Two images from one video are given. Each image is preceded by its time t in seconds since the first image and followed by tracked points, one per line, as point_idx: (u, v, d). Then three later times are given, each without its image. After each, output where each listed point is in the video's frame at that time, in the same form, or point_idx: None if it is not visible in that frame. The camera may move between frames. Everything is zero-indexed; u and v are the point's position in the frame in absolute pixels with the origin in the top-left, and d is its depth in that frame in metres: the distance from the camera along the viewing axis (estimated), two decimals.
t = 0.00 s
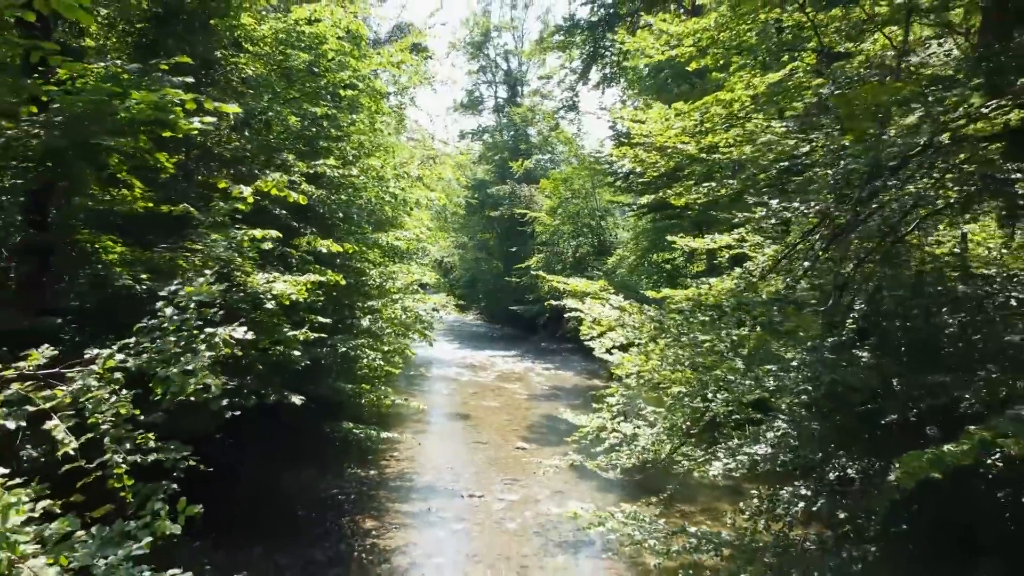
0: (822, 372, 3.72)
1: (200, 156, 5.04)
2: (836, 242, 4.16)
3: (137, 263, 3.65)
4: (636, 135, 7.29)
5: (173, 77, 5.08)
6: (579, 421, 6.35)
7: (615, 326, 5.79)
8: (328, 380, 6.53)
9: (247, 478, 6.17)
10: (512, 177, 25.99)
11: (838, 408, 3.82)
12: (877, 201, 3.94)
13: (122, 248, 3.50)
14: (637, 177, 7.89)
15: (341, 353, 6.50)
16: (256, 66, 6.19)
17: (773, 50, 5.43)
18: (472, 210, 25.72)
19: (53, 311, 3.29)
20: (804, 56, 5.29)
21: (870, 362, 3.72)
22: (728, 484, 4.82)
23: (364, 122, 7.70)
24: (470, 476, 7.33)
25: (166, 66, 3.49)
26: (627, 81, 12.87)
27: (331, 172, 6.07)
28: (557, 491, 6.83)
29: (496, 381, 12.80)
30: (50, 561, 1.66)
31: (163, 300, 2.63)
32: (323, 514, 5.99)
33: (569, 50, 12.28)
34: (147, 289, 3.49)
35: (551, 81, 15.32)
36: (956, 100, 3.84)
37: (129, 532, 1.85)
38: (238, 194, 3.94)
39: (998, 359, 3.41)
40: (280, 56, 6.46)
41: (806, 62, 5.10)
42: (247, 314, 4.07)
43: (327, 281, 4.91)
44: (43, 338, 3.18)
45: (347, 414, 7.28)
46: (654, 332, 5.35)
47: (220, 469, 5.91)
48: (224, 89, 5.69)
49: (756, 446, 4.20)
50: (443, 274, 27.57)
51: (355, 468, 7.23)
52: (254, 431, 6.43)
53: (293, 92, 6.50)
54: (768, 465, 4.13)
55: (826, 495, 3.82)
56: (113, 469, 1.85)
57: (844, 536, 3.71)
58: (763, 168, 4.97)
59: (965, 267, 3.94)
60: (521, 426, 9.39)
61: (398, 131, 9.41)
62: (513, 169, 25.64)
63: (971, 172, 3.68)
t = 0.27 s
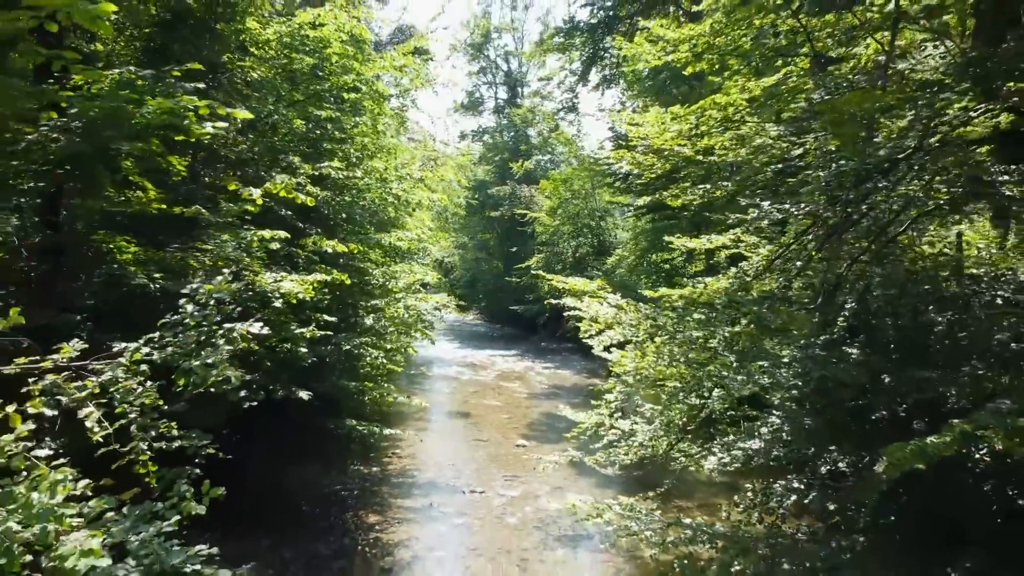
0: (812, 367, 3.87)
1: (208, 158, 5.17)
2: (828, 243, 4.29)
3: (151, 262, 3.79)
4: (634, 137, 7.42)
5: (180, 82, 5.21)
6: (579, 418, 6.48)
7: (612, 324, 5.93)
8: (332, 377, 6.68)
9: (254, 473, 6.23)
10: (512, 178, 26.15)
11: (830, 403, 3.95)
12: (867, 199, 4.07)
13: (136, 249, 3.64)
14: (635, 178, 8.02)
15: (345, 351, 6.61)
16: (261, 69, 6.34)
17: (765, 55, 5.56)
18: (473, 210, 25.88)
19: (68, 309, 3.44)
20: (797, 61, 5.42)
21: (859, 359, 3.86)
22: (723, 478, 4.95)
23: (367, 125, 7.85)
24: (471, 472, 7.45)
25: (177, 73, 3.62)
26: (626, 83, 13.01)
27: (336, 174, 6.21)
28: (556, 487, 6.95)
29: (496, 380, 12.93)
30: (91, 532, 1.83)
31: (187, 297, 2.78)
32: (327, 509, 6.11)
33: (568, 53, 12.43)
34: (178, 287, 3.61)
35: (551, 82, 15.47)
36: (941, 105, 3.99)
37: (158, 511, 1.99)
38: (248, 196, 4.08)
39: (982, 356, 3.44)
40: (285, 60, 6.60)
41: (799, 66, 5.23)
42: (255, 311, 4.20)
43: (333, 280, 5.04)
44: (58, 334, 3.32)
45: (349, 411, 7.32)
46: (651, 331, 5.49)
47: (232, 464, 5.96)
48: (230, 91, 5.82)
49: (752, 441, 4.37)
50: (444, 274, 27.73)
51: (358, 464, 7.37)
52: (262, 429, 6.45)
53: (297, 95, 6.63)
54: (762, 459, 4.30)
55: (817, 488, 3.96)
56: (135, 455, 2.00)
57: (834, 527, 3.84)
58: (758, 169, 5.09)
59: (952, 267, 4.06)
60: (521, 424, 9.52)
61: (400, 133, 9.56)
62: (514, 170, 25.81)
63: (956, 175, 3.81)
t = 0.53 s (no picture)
0: (804, 363, 4.00)
1: (213, 161, 5.29)
2: (820, 243, 4.43)
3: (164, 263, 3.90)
4: (631, 139, 7.55)
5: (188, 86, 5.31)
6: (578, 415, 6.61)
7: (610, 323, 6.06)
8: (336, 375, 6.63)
9: (259, 469, 6.36)
10: (512, 179, 26.30)
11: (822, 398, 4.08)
12: (863, 199, 4.29)
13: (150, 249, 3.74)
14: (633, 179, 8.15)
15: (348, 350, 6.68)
16: (266, 73, 6.46)
17: (759, 60, 5.70)
18: (473, 211, 26.02)
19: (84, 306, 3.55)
20: (790, 66, 5.54)
21: (849, 356, 3.98)
22: (718, 473, 5.07)
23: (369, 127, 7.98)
24: (472, 469, 7.58)
25: (188, 79, 3.75)
26: (625, 84, 13.13)
27: (340, 176, 6.34)
28: (556, 483, 7.08)
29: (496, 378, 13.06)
30: (128, 510, 1.86)
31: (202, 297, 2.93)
32: (331, 504, 6.25)
33: (567, 55, 12.56)
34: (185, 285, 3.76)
35: (551, 84, 15.61)
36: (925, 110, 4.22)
37: (184, 494, 2.06)
38: (256, 198, 4.20)
39: (969, 354, 3.64)
40: (289, 64, 6.73)
41: (792, 71, 5.37)
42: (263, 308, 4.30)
43: (338, 279, 5.16)
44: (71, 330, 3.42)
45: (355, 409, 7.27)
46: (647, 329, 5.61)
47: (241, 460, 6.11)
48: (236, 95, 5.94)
49: (745, 437, 4.52)
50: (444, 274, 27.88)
51: (362, 461, 7.50)
52: (274, 427, 6.70)
53: (301, 98, 6.76)
54: (755, 453, 4.47)
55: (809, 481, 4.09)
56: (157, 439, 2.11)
57: (825, 519, 3.95)
58: (752, 170, 5.21)
59: (940, 267, 4.18)
60: (521, 421, 9.66)
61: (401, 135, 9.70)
62: (514, 171, 25.95)
63: (943, 176, 3.93)
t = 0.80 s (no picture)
0: (795, 360, 4.13)
1: (220, 163, 5.42)
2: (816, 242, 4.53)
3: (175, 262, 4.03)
4: (629, 141, 7.70)
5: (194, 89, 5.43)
6: (577, 411, 6.74)
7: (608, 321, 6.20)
8: (339, 372, 6.75)
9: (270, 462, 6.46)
10: (512, 179, 26.47)
11: (812, 394, 4.20)
12: (856, 201, 4.39)
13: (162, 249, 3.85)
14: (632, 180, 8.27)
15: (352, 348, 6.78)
16: (271, 76, 6.61)
17: (754, 65, 5.83)
18: (473, 211, 26.17)
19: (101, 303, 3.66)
20: (784, 70, 5.66)
21: (839, 353, 4.10)
22: (714, 468, 5.19)
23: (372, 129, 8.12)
24: (472, 465, 7.70)
25: (200, 84, 3.89)
26: (624, 86, 13.26)
27: (343, 177, 6.47)
28: (556, 479, 7.20)
29: (497, 377, 13.21)
30: (159, 488, 1.98)
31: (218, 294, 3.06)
32: (335, 500, 6.38)
33: (567, 56, 12.71)
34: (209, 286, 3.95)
35: (551, 85, 15.75)
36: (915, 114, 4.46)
37: (207, 478, 2.19)
38: (265, 200, 4.33)
39: (955, 351, 3.74)
40: (294, 67, 6.86)
41: (786, 75, 5.49)
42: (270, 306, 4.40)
43: (344, 279, 5.28)
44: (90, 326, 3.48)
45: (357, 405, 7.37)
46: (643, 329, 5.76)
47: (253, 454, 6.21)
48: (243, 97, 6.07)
49: (741, 432, 4.62)
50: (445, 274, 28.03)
51: (365, 457, 7.63)
52: (281, 424, 6.77)
53: (305, 100, 6.89)
54: (750, 448, 4.59)
55: (802, 475, 4.20)
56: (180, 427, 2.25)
57: (816, 510, 4.06)
58: (747, 172, 5.33)
59: (930, 266, 4.30)
60: (521, 419, 9.79)
61: (403, 136, 9.84)
62: (514, 171, 26.09)
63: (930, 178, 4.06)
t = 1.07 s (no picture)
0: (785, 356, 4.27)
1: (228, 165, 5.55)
2: (808, 241, 4.65)
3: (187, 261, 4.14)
4: (628, 142, 7.82)
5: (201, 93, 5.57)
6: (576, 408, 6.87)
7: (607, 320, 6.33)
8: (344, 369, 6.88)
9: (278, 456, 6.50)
10: (512, 180, 26.61)
11: (804, 389, 4.33)
12: (849, 202, 4.44)
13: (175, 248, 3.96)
14: (631, 182, 8.38)
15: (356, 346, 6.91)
16: (276, 80, 6.73)
17: (748, 69, 5.95)
18: (474, 211, 26.31)
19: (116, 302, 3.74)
20: (779, 74, 5.79)
21: (829, 349, 4.23)
22: (710, 463, 5.31)
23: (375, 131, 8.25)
24: (473, 462, 7.82)
25: (211, 90, 4.08)
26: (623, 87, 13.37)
27: (347, 178, 6.60)
28: (555, 475, 7.33)
29: (497, 376, 13.34)
30: (185, 472, 2.09)
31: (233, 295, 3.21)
32: (338, 495, 6.51)
33: (567, 58, 12.83)
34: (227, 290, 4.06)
35: (551, 86, 15.88)
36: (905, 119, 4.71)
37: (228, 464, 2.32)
38: (273, 202, 4.47)
39: (944, 347, 3.85)
40: (298, 70, 6.99)
41: (781, 79, 5.61)
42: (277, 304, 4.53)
43: (349, 278, 5.39)
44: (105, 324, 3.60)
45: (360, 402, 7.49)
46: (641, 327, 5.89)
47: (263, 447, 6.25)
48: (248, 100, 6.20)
49: (736, 428, 4.79)
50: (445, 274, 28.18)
51: (367, 454, 7.77)
52: (286, 421, 6.74)
53: (309, 103, 7.01)
54: (745, 443, 4.71)
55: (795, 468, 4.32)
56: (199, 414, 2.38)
57: (808, 502, 4.19)
58: (743, 174, 5.45)
59: (919, 266, 4.43)
60: (522, 417, 9.91)
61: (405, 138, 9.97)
62: (514, 171, 26.22)
63: (919, 181, 4.18)
